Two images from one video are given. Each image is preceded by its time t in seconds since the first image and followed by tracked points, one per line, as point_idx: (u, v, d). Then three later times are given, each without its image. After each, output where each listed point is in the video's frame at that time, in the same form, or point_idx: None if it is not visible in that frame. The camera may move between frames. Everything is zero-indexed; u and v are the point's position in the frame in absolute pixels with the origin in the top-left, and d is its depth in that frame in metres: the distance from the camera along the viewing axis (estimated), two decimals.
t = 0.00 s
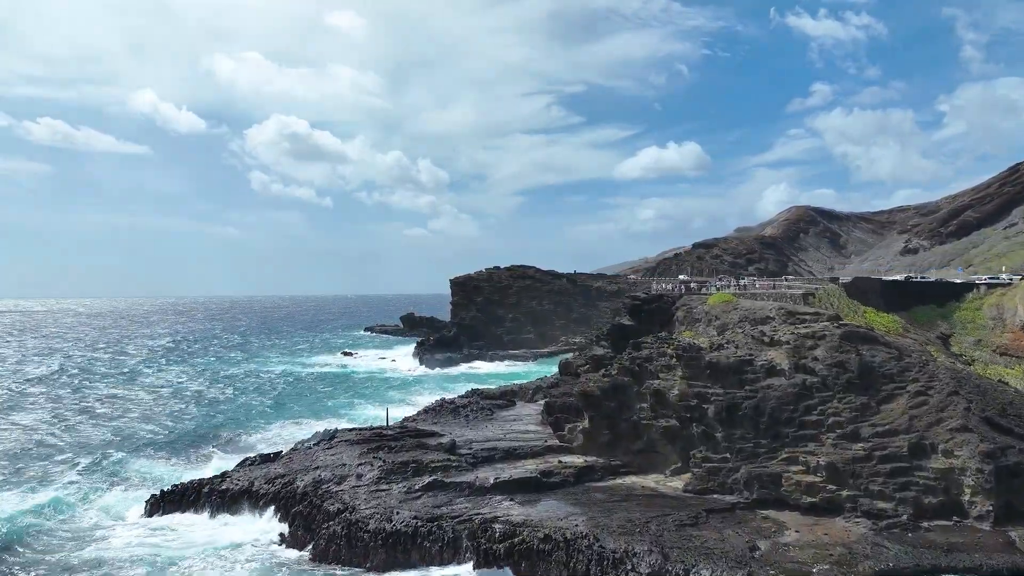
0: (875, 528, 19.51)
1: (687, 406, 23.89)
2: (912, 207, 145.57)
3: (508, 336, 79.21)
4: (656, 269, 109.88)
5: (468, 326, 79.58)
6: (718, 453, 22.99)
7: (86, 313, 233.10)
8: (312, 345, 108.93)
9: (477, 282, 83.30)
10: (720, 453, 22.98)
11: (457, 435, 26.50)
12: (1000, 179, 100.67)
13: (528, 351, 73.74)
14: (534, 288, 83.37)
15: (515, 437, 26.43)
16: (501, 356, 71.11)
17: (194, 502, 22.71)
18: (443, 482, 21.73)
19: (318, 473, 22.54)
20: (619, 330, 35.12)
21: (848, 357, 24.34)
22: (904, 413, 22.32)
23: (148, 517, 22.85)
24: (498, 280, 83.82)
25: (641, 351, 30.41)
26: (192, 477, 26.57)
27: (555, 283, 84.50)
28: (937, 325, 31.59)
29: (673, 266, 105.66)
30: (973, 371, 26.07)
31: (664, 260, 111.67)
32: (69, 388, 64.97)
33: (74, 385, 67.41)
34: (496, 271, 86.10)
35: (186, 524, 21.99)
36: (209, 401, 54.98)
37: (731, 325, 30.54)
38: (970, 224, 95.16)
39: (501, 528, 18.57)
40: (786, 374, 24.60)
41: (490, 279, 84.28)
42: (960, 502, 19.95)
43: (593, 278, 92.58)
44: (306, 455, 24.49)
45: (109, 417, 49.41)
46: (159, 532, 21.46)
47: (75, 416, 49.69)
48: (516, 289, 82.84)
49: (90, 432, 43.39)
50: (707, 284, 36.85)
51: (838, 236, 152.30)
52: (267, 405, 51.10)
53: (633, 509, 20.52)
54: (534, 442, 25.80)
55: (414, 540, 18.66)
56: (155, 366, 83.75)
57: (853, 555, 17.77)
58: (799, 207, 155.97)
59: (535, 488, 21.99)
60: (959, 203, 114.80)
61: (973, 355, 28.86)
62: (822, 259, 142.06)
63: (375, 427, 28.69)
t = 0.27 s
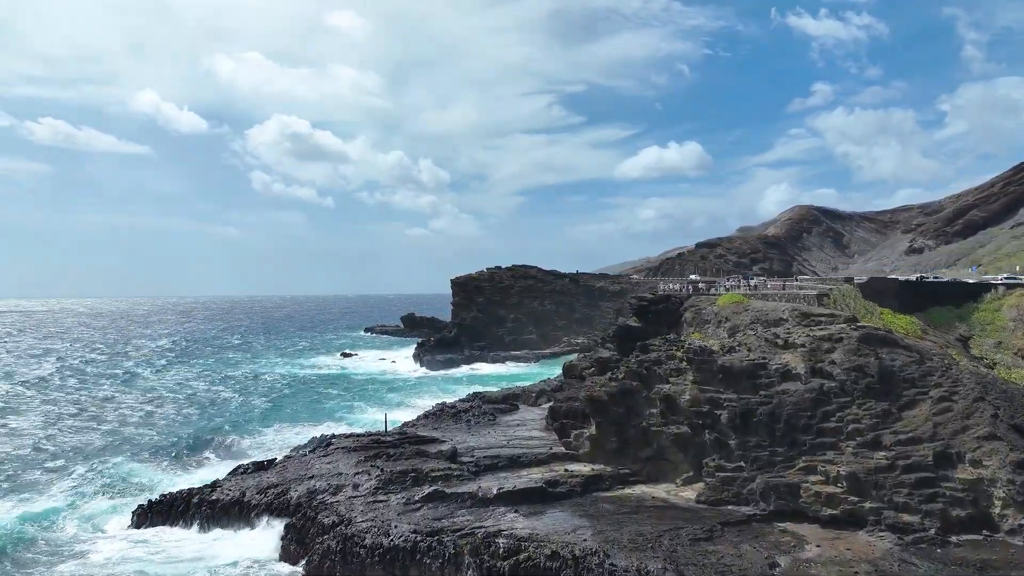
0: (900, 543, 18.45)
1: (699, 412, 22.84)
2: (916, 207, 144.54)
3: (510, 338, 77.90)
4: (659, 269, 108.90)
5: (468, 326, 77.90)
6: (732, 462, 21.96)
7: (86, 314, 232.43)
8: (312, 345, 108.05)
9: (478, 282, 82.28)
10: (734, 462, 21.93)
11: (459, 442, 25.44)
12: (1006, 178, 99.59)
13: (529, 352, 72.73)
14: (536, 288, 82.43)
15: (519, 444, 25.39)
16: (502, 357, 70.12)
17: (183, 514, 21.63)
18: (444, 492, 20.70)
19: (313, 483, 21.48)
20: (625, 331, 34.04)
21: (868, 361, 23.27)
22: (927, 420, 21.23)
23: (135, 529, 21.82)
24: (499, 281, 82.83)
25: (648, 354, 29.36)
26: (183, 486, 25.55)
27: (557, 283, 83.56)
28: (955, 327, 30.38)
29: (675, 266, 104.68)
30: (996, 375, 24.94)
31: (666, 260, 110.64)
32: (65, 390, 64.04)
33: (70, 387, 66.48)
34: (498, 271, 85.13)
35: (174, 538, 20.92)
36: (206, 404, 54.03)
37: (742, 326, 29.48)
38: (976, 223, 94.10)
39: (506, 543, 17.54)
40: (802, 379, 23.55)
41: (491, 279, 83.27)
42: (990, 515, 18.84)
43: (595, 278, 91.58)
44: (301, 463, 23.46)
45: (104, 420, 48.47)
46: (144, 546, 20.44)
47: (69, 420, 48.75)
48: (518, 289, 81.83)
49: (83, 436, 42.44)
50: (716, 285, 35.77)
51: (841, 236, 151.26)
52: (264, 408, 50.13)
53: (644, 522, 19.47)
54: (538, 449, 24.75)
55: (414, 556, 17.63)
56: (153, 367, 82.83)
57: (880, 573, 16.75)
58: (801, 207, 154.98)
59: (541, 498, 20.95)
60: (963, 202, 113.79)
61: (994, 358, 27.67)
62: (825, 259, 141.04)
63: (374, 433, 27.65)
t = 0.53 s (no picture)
0: (930, 560, 17.34)
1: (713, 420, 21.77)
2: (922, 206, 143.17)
3: (512, 338, 77.02)
4: (663, 269, 107.83)
5: (471, 326, 76.87)
6: (748, 472, 20.88)
7: (88, 314, 231.91)
8: (314, 346, 107.27)
9: (480, 282, 81.35)
10: (751, 472, 20.86)
11: (462, 450, 24.38)
12: (1014, 176, 98.23)
13: (533, 354, 71.68)
14: (538, 288, 81.41)
15: (524, 452, 24.31)
16: (505, 358, 69.11)
17: (172, 527, 20.55)
18: (446, 504, 19.64)
19: (308, 494, 20.41)
20: (633, 334, 32.96)
21: (891, 365, 22.13)
22: (956, 428, 20.06)
23: (123, 542, 20.81)
24: (502, 281, 81.84)
25: (658, 358, 28.28)
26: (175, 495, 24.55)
27: (560, 284, 82.57)
28: (977, 329, 29.02)
29: (680, 266, 103.62)
30: None
31: (671, 260, 109.52)
32: (63, 392, 63.28)
33: (69, 389, 65.74)
34: (500, 271, 84.09)
35: (162, 553, 19.87)
36: (204, 406, 53.06)
37: (756, 329, 28.38)
38: (983, 222, 92.79)
39: (512, 561, 16.49)
40: (821, 384, 22.44)
41: (494, 279, 82.23)
42: None
43: (599, 278, 90.49)
44: (297, 472, 22.44)
45: (100, 423, 47.64)
46: (130, 561, 19.43)
47: (65, 423, 47.95)
48: (521, 289, 80.76)
49: (79, 440, 41.62)
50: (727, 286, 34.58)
51: (846, 235, 150.01)
52: (263, 410, 49.25)
53: (657, 537, 18.40)
54: (545, 457, 23.67)
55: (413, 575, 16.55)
56: (153, 368, 82.07)
57: None
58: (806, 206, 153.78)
59: (548, 510, 19.90)
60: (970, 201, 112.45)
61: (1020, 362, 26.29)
62: (830, 258, 139.82)
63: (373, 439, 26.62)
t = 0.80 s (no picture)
0: None
1: (730, 428, 20.73)
2: (929, 205, 141.64)
3: (516, 339, 75.98)
4: (667, 269, 106.68)
5: (473, 327, 75.92)
6: (767, 484, 19.83)
7: (91, 315, 231.56)
8: (316, 347, 106.43)
9: (483, 283, 80.31)
10: (771, 484, 19.78)
11: (465, 458, 23.34)
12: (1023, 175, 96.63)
13: (536, 355, 70.66)
14: (542, 289, 80.26)
15: (530, 461, 23.27)
16: (508, 360, 68.02)
17: (160, 542, 19.52)
18: (448, 517, 18.58)
19: (304, 507, 19.37)
20: (642, 337, 31.89)
21: (916, 371, 21.00)
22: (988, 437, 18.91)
23: (111, 558, 19.83)
24: (505, 281, 80.76)
25: (669, 362, 27.23)
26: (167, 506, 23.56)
27: (563, 284, 81.44)
28: (1001, 332, 27.70)
29: (685, 266, 102.43)
30: None
31: (675, 259, 108.39)
32: (62, 394, 62.52)
33: (67, 390, 64.98)
34: (503, 271, 83.03)
35: (150, 571, 18.85)
36: (202, 409, 52.13)
37: (772, 331, 27.30)
38: (992, 221, 91.33)
39: None
40: (842, 391, 21.36)
41: (497, 279, 81.17)
42: None
43: (603, 278, 89.39)
44: (293, 482, 21.43)
45: (97, 426, 46.75)
46: None
47: (61, 426, 47.09)
48: (524, 290, 79.68)
49: (73, 444, 40.74)
50: (739, 287, 33.72)
51: (852, 234, 148.71)
52: (264, 413, 48.36)
53: (672, 554, 17.33)
54: (552, 467, 22.63)
55: None
56: (153, 370, 81.27)
57: None
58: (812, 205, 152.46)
59: (555, 525, 18.83)
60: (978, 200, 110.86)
61: None
62: (836, 258, 138.45)
63: (374, 447, 25.62)
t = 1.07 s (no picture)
0: None
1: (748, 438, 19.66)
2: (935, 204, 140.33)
3: (519, 340, 74.99)
4: (672, 269, 105.60)
5: (476, 327, 74.95)
6: (788, 497, 18.75)
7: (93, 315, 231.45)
8: (317, 347, 105.49)
9: (486, 283, 79.32)
10: (793, 497, 18.70)
11: (469, 468, 22.30)
12: None
13: (540, 356, 69.67)
14: (545, 289, 79.26)
15: (537, 470, 22.21)
16: (511, 361, 67.02)
17: (146, 557, 18.48)
18: (451, 532, 17.56)
19: (298, 521, 18.34)
20: (650, 340, 30.84)
21: (945, 377, 19.89)
22: None
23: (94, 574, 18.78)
24: (508, 281, 79.76)
25: (680, 367, 26.18)
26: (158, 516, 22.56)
27: (567, 284, 80.41)
28: None
29: (689, 266, 101.34)
30: None
31: (680, 259, 107.31)
32: (59, 395, 61.61)
33: (65, 390, 64.09)
34: (506, 271, 82.03)
35: None
36: (201, 412, 51.18)
37: (788, 334, 26.19)
38: (1001, 221, 90.11)
39: None
40: (866, 398, 20.25)
41: (500, 279, 80.17)
42: None
43: (608, 278, 88.35)
44: (287, 494, 20.42)
45: (92, 428, 45.80)
46: None
47: (55, 428, 46.14)
48: (528, 290, 78.66)
49: (67, 447, 39.81)
50: (751, 288, 32.66)
51: (857, 234, 147.53)
52: (263, 415, 47.42)
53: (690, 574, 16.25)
54: (560, 477, 21.58)
55: None
56: (152, 370, 80.34)
57: None
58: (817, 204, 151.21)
59: (564, 540, 17.80)
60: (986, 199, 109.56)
61: None
62: (842, 258, 137.22)
63: (373, 455, 24.61)
